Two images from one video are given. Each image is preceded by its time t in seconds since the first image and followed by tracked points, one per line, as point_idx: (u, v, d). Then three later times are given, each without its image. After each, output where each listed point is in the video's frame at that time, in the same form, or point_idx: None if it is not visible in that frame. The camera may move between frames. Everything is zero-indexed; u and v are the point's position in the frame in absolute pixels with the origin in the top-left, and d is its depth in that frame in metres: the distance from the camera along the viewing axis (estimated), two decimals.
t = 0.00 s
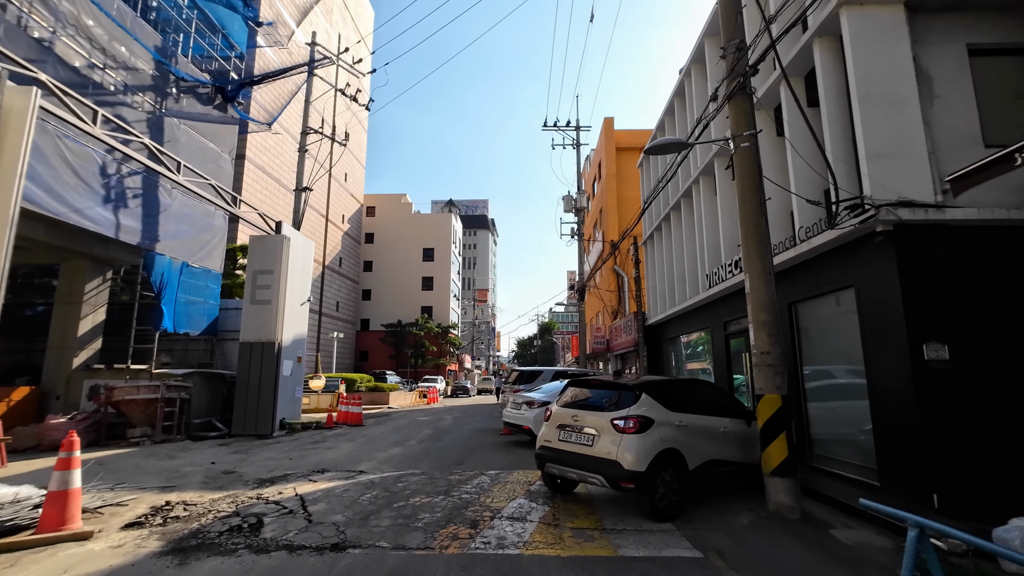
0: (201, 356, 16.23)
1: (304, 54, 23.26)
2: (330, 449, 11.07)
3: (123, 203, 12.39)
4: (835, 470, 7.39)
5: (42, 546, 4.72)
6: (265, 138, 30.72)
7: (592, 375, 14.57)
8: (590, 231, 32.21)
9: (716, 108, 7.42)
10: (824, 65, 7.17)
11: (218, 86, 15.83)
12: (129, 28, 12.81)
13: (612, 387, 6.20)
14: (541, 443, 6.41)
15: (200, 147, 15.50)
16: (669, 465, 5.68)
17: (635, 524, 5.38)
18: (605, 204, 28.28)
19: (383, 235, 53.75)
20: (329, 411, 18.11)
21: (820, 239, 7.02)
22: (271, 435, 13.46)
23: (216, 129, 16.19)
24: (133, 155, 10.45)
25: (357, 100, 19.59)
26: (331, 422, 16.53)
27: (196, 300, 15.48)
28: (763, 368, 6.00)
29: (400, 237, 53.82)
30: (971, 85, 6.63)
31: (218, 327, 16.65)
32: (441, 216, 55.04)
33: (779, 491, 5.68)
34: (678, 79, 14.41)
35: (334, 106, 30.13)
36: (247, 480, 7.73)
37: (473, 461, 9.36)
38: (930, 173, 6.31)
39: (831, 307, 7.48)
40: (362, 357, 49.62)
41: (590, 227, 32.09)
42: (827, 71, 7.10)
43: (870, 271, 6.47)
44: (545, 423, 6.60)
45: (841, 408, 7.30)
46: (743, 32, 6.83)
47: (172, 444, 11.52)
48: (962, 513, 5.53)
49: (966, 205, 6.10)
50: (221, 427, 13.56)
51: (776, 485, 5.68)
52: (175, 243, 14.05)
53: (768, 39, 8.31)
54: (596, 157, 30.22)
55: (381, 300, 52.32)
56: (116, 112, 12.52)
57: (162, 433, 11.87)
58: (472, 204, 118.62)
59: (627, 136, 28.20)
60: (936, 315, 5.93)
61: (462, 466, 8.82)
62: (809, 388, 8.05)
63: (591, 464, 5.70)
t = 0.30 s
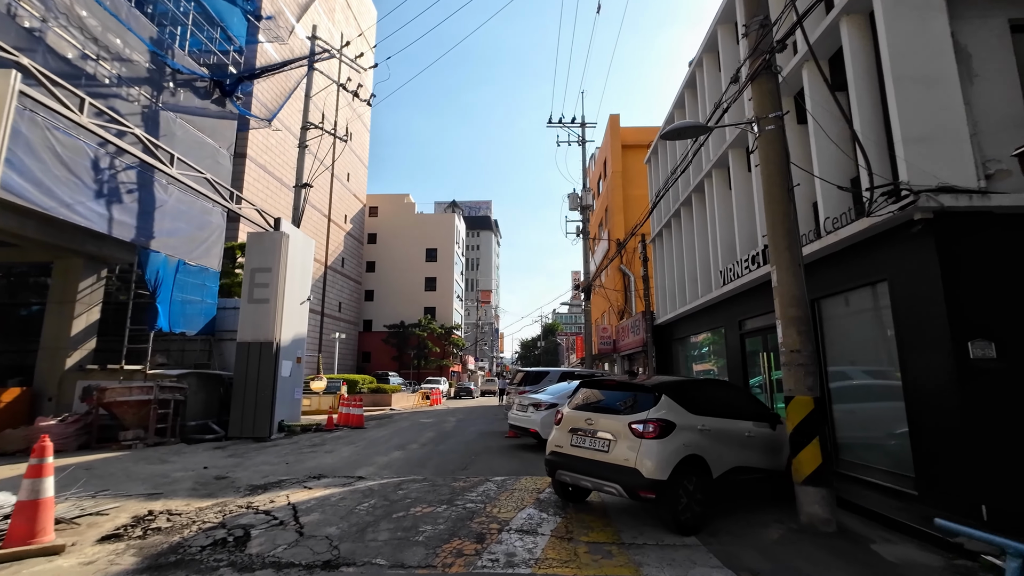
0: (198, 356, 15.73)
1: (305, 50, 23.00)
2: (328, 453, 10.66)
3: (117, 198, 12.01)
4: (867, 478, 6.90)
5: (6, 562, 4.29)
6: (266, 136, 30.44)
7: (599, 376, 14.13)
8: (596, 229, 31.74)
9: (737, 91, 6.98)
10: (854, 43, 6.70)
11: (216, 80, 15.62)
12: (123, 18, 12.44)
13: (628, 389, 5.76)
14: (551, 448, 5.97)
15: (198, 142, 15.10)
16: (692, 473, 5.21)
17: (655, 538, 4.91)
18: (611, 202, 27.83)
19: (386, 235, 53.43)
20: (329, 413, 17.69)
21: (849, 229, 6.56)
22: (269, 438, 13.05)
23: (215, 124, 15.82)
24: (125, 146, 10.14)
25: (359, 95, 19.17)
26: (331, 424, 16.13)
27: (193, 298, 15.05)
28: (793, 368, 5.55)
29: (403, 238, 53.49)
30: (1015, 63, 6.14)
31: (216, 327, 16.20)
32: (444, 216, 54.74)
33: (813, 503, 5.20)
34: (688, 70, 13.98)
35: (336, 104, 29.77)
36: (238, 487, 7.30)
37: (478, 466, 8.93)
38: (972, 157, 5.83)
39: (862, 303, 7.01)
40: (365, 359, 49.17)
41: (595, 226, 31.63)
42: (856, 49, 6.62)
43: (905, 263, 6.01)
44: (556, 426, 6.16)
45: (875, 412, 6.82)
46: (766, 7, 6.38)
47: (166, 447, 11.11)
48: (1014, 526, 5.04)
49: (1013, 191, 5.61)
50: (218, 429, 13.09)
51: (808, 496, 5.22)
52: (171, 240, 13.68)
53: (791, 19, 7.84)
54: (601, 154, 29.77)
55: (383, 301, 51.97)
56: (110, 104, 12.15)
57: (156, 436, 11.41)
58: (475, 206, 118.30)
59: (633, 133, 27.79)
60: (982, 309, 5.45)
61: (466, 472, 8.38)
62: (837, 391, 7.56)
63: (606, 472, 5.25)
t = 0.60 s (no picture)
0: (193, 358, 15.11)
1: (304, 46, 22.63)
2: (325, 459, 10.20)
3: (108, 194, 11.58)
4: (901, 489, 6.41)
5: None
6: (266, 135, 30.09)
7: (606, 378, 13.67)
8: (600, 229, 31.22)
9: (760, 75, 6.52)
10: (886, 21, 6.23)
11: (212, 74, 15.25)
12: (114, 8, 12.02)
13: (646, 395, 5.30)
14: (562, 459, 5.52)
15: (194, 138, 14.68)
16: (718, 486, 4.75)
17: (678, 559, 4.45)
18: (616, 201, 27.38)
19: (388, 235, 53.06)
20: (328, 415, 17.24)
21: (883, 220, 6.10)
22: (264, 443, 12.61)
23: (211, 120, 15.45)
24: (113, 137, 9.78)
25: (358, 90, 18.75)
26: (330, 427, 15.71)
27: (187, 298, 14.58)
28: (826, 372, 5.09)
29: (405, 238, 53.10)
30: None
31: (211, 326, 15.70)
32: (446, 216, 54.32)
33: (850, 519, 4.74)
34: (698, 62, 13.53)
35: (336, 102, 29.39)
36: (227, 497, 6.86)
37: (481, 474, 8.48)
38: (1019, 141, 5.37)
39: (893, 302, 6.56)
40: (367, 360, 48.70)
41: (600, 225, 31.17)
42: (889, 28, 6.16)
43: (946, 256, 5.55)
44: (566, 433, 5.71)
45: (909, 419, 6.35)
46: None
47: (157, 453, 10.68)
48: None
49: None
50: (212, 433, 12.67)
51: (846, 512, 4.76)
52: (164, 238, 13.26)
53: None
54: (605, 152, 29.31)
55: (385, 302, 51.55)
56: (100, 97, 11.75)
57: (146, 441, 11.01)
58: (476, 207, 117.90)
59: (638, 130, 27.29)
60: None
61: (468, 481, 7.91)
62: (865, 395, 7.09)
63: (623, 486, 4.79)
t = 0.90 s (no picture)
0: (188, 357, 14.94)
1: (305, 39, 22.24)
2: (321, 461, 9.78)
3: (97, 186, 11.20)
4: (938, 496, 5.94)
5: None
6: (265, 132, 29.80)
7: (614, 378, 13.23)
8: (605, 226, 30.75)
9: (785, 50, 6.06)
10: None
11: (207, 66, 14.86)
12: None
13: (665, 393, 4.85)
14: (575, 462, 5.07)
15: (188, 130, 14.27)
16: (748, 494, 4.29)
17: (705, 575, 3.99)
18: (621, 198, 26.93)
19: (390, 235, 52.71)
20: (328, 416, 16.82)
21: (921, 205, 5.63)
22: (260, 444, 12.20)
23: (206, 112, 15.07)
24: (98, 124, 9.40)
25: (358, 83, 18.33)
26: (329, 428, 15.29)
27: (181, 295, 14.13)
28: (863, 367, 4.63)
29: (407, 237, 52.74)
30: None
31: (208, 325, 15.18)
32: (448, 216, 53.97)
33: (894, 531, 4.28)
34: (708, 50, 13.08)
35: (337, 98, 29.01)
36: (213, 503, 6.43)
37: (484, 478, 8.03)
38: None
39: (929, 293, 6.09)
40: (368, 361, 48.30)
41: (604, 223, 30.72)
42: None
43: (994, 241, 5.08)
44: (577, 435, 5.27)
45: (946, 420, 5.89)
46: None
47: (147, 455, 10.27)
48: None
49: None
50: (206, 434, 12.25)
51: (891, 523, 4.30)
52: (157, 233, 12.86)
53: None
54: (610, 149, 28.85)
55: (387, 302, 51.18)
56: (89, 86, 11.36)
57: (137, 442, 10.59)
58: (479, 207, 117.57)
59: (643, 127, 26.87)
60: None
61: (471, 485, 7.47)
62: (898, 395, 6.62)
63: (642, 493, 4.34)
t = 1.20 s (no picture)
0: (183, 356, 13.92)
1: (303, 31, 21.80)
2: (318, 464, 9.33)
3: (86, 178, 10.79)
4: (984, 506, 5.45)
5: None
6: (264, 126, 29.49)
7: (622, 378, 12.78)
8: (610, 223, 30.28)
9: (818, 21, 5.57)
10: None
11: (203, 56, 14.40)
12: None
13: (692, 395, 4.38)
14: (590, 471, 4.61)
15: (182, 122, 13.82)
16: (787, 508, 3.83)
17: None
18: (625, 195, 26.46)
19: (391, 233, 52.31)
20: (326, 417, 16.36)
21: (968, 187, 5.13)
22: (255, 446, 11.75)
23: (202, 104, 14.62)
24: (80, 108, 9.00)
25: (358, 75, 17.87)
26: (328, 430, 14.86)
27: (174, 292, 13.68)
28: (912, 366, 4.14)
29: (408, 236, 52.33)
30: None
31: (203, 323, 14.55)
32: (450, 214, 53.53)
33: (953, 551, 3.80)
34: (721, 36, 12.58)
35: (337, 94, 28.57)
36: (198, 512, 5.98)
37: (488, 483, 7.59)
38: None
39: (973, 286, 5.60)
40: (370, 360, 47.91)
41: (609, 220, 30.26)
42: None
43: None
44: (591, 440, 4.81)
45: (993, 424, 5.41)
46: None
47: (136, 458, 9.84)
48: None
49: None
50: (200, 435, 11.84)
51: (948, 540, 3.82)
52: (150, 228, 12.43)
53: None
54: (614, 144, 28.36)
55: (388, 301, 50.79)
56: (78, 74, 10.92)
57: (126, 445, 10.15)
58: (481, 206, 117.16)
59: (649, 122, 26.40)
60: None
61: (475, 492, 7.00)
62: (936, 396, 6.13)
63: (668, 507, 3.88)
